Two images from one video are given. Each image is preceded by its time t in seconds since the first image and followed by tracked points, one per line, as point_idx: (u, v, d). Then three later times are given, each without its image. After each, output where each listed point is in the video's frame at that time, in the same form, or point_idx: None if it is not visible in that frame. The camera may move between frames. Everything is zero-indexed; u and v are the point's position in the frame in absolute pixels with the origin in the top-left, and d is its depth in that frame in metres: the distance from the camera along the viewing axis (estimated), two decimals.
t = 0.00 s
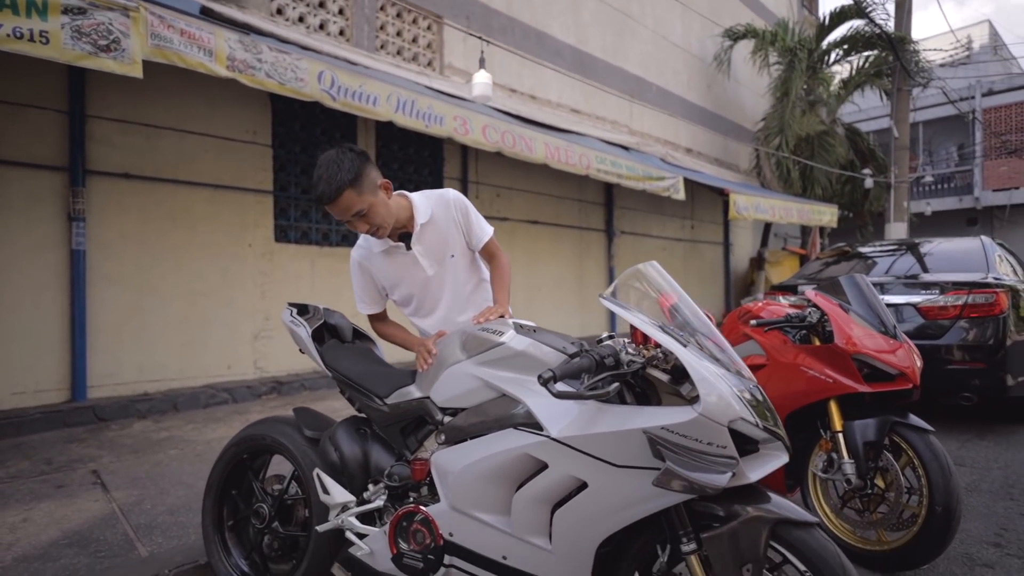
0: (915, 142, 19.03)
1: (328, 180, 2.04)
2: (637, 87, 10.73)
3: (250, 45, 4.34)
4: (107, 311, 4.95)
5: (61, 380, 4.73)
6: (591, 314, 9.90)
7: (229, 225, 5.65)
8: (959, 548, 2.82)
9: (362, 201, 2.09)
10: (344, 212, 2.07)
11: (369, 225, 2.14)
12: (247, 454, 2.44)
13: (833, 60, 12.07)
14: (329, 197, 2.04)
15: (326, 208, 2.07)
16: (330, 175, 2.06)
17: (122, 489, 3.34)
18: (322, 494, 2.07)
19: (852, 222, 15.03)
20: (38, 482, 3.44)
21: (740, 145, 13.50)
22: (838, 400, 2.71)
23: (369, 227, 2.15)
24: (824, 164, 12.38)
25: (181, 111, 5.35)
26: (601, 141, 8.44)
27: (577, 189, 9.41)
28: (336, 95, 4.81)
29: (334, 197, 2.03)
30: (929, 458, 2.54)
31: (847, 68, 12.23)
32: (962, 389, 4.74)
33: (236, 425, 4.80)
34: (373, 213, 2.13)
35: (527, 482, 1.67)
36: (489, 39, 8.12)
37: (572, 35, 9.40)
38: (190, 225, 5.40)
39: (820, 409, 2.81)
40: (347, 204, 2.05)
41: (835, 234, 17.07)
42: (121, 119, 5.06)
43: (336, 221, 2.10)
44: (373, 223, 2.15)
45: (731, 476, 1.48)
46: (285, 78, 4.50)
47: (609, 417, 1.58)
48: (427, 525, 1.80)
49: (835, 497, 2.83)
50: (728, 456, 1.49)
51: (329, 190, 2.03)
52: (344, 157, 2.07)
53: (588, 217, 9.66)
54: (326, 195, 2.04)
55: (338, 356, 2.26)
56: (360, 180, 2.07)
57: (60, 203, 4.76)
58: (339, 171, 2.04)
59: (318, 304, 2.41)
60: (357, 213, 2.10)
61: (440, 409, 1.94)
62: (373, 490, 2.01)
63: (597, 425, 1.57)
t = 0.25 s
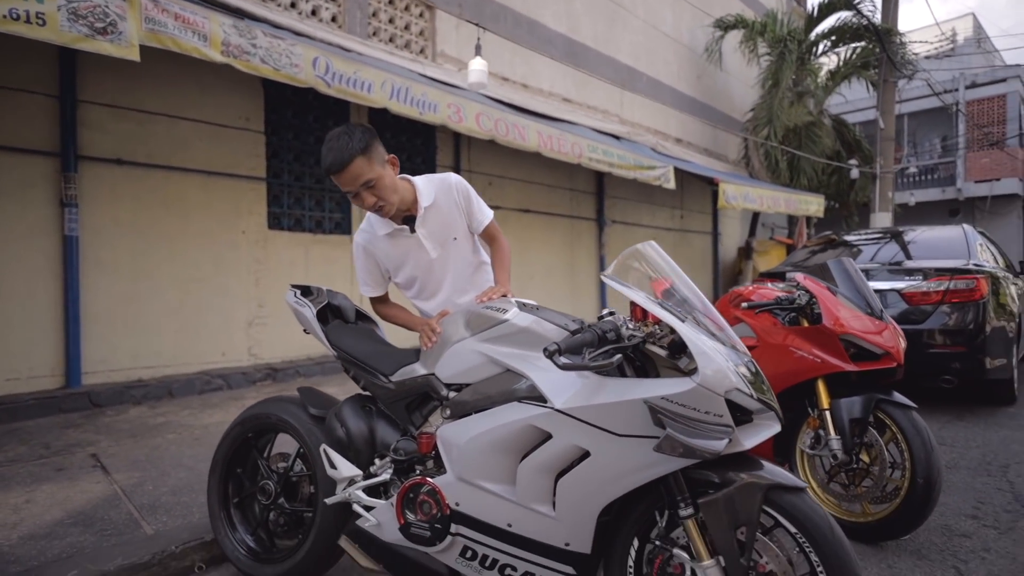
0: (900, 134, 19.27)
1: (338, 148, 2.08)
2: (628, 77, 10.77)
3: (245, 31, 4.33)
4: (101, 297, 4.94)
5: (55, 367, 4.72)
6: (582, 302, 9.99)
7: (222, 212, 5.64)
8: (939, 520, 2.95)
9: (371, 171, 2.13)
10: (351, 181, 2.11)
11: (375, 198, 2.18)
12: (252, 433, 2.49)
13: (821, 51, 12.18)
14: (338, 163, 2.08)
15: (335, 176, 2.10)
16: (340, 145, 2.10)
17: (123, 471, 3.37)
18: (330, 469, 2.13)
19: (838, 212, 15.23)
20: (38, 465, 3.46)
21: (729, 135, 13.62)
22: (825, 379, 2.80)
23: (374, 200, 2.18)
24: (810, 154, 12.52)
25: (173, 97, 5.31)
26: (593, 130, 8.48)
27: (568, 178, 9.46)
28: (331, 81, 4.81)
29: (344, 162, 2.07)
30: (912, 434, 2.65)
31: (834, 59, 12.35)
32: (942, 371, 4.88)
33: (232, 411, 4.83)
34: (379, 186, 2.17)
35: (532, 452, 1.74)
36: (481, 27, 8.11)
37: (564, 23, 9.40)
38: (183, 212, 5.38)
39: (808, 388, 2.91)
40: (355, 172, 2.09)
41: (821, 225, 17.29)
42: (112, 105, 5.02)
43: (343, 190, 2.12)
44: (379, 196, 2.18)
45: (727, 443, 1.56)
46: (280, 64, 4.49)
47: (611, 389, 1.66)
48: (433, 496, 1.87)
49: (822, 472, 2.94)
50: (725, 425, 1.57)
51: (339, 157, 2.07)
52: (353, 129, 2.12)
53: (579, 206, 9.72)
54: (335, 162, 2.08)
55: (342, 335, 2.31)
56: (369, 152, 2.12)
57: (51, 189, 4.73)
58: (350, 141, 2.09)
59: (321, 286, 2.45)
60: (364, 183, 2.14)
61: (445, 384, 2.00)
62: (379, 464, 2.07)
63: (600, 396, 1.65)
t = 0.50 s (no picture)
0: (885, 124, 19.51)
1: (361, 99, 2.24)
2: (618, 65, 10.79)
3: (238, 13, 4.30)
4: (92, 281, 4.91)
5: (47, 351, 4.69)
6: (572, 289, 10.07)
7: (214, 196, 5.61)
8: (919, 492, 3.07)
9: (388, 120, 2.26)
10: (369, 124, 2.23)
11: (389, 145, 2.27)
12: (255, 410, 2.53)
13: (809, 41, 12.28)
14: (358, 106, 2.22)
15: (353, 120, 2.23)
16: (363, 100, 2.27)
17: (122, 452, 3.39)
18: (335, 443, 2.18)
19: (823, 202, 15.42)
20: (35, 447, 3.47)
21: (717, 124, 13.72)
22: (813, 357, 2.88)
23: (388, 149, 2.27)
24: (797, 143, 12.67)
25: (163, 80, 5.26)
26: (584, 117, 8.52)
27: (559, 165, 9.49)
28: (324, 65, 4.79)
29: (365, 104, 2.22)
30: (895, 410, 2.76)
31: (821, 49, 12.46)
32: (923, 353, 5.03)
33: (227, 394, 4.85)
34: (395, 138, 2.29)
35: (535, 422, 1.81)
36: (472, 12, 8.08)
37: (554, 10, 9.39)
38: (174, 196, 5.35)
39: (796, 366, 2.98)
40: (373, 114, 2.21)
41: (807, 214, 17.50)
42: (101, 87, 4.96)
43: (360, 134, 2.23)
44: (393, 145, 2.27)
45: (723, 411, 1.63)
46: (273, 47, 4.47)
47: (612, 360, 1.72)
48: (438, 467, 1.93)
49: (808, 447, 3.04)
50: (720, 394, 1.64)
51: (364, 100, 2.22)
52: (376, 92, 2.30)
53: (570, 193, 9.77)
54: (356, 107, 2.23)
55: (346, 313, 2.35)
56: (390, 105, 2.28)
57: (41, 171, 4.68)
58: (373, 95, 2.26)
59: (324, 266, 2.49)
60: (381, 129, 2.25)
61: (449, 359, 2.06)
62: (384, 437, 2.12)
63: (601, 367, 1.71)
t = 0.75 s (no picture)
0: (869, 114, 19.74)
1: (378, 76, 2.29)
2: (608, 52, 10.79)
3: None
4: (80, 268, 4.85)
5: (35, 339, 4.65)
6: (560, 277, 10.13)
7: (203, 182, 5.55)
8: (901, 470, 3.18)
9: (403, 96, 2.30)
10: (385, 97, 2.26)
11: (403, 120, 2.30)
12: (255, 393, 2.55)
13: (796, 30, 12.36)
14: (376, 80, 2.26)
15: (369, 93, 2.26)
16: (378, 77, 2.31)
17: (117, 438, 3.39)
18: (337, 423, 2.21)
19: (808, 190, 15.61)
20: (28, 433, 3.45)
21: (705, 113, 13.78)
22: (801, 340, 2.96)
23: (401, 124, 2.30)
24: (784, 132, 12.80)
25: (149, 64, 5.18)
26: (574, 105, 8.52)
27: (548, 153, 9.50)
28: (315, 50, 4.75)
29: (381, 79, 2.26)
30: (879, 390, 2.85)
31: (808, 39, 12.55)
32: (905, 338, 5.17)
33: (219, 381, 4.84)
34: (408, 115, 2.32)
35: (537, 400, 1.86)
36: None
37: None
38: (162, 182, 5.29)
39: (785, 349, 3.06)
40: (390, 89, 2.25)
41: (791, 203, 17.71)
42: (86, 70, 4.87)
43: (375, 107, 2.26)
44: (406, 121, 2.31)
45: (720, 389, 1.69)
46: (263, 31, 4.42)
47: (611, 339, 1.77)
48: (441, 445, 1.97)
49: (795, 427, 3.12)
50: (717, 371, 1.70)
51: (382, 75, 2.26)
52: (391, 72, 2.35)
53: (559, 181, 9.79)
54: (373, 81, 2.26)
55: (346, 296, 2.38)
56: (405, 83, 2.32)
57: (26, 156, 4.60)
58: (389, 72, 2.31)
59: (323, 250, 2.50)
60: (396, 104, 2.28)
61: (450, 340, 2.09)
62: (386, 418, 2.16)
63: (601, 345, 1.76)
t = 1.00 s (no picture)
0: (851, 104, 19.97)
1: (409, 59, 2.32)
2: (596, 39, 10.77)
3: None
4: (64, 256, 4.77)
5: (19, 328, 4.56)
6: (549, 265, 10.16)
7: (189, 169, 5.46)
8: (885, 452, 3.28)
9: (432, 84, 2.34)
10: (414, 80, 2.29)
11: (427, 107, 2.33)
12: (254, 381, 2.55)
13: (781, 20, 12.38)
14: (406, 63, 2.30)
15: (398, 73, 2.29)
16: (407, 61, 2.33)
17: (110, 427, 3.36)
18: (340, 410, 2.23)
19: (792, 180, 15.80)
20: (18, 423, 3.41)
21: (691, 101, 13.84)
22: (790, 327, 3.02)
23: (425, 110, 2.33)
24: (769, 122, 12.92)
25: (132, 47, 5.06)
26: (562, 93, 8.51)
27: (536, 141, 9.49)
28: (303, 35, 4.66)
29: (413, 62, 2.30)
30: (866, 375, 2.93)
31: (793, 29, 12.63)
32: (887, 324, 5.30)
33: (209, 370, 4.80)
34: (433, 103, 2.35)
35: (540, 386, 1.89)
36: None
37: None
38: (148, 169, 5.19)
39: (774, 336, 3.12)
40: (420, 75, 2.29)
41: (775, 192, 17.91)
42: (67, 53, 4.75)
43: (403, 88, 2.30)
44: (431, 108, 2.34)
45: (720, 374, 1.74)
46: (251, 15, 4.33)
47: (615, 325, 1.81)
48: (445, 431, 2.00)
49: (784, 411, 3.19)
50: (717, 356, 1.75)
51: (415, 60, 2.30)
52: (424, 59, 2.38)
53: (547, 169, 9.79)
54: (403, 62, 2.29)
55: (347, 284, 2.38)
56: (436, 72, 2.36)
57: (6, 142, 4.49)
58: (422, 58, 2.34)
59: (321, 238, 2.50)
60: (424, 90, 2.31)
61: (453, 328, 2.11)
62: (389, 405, 2.18)
63: (605, 332, 1.80)
